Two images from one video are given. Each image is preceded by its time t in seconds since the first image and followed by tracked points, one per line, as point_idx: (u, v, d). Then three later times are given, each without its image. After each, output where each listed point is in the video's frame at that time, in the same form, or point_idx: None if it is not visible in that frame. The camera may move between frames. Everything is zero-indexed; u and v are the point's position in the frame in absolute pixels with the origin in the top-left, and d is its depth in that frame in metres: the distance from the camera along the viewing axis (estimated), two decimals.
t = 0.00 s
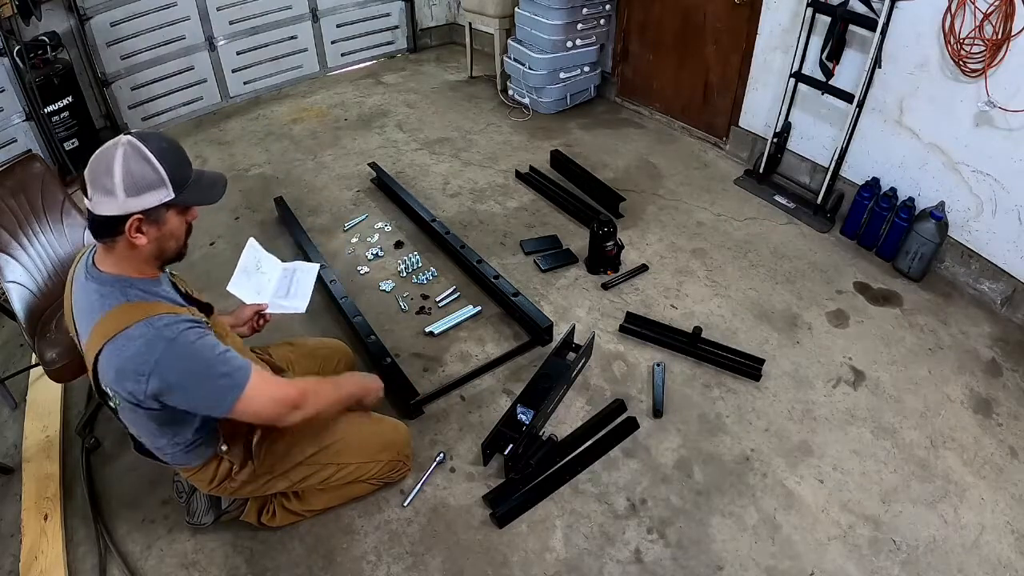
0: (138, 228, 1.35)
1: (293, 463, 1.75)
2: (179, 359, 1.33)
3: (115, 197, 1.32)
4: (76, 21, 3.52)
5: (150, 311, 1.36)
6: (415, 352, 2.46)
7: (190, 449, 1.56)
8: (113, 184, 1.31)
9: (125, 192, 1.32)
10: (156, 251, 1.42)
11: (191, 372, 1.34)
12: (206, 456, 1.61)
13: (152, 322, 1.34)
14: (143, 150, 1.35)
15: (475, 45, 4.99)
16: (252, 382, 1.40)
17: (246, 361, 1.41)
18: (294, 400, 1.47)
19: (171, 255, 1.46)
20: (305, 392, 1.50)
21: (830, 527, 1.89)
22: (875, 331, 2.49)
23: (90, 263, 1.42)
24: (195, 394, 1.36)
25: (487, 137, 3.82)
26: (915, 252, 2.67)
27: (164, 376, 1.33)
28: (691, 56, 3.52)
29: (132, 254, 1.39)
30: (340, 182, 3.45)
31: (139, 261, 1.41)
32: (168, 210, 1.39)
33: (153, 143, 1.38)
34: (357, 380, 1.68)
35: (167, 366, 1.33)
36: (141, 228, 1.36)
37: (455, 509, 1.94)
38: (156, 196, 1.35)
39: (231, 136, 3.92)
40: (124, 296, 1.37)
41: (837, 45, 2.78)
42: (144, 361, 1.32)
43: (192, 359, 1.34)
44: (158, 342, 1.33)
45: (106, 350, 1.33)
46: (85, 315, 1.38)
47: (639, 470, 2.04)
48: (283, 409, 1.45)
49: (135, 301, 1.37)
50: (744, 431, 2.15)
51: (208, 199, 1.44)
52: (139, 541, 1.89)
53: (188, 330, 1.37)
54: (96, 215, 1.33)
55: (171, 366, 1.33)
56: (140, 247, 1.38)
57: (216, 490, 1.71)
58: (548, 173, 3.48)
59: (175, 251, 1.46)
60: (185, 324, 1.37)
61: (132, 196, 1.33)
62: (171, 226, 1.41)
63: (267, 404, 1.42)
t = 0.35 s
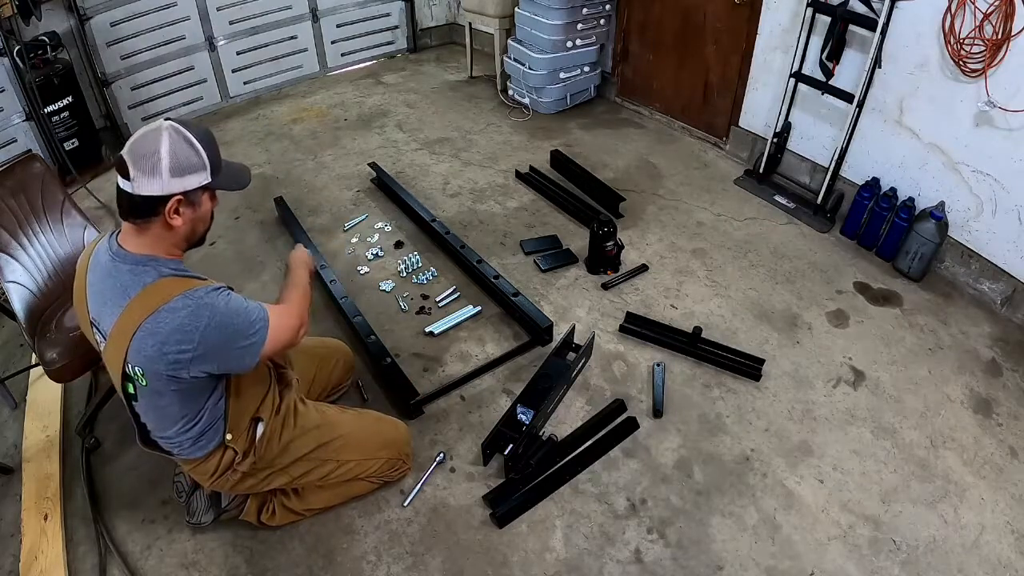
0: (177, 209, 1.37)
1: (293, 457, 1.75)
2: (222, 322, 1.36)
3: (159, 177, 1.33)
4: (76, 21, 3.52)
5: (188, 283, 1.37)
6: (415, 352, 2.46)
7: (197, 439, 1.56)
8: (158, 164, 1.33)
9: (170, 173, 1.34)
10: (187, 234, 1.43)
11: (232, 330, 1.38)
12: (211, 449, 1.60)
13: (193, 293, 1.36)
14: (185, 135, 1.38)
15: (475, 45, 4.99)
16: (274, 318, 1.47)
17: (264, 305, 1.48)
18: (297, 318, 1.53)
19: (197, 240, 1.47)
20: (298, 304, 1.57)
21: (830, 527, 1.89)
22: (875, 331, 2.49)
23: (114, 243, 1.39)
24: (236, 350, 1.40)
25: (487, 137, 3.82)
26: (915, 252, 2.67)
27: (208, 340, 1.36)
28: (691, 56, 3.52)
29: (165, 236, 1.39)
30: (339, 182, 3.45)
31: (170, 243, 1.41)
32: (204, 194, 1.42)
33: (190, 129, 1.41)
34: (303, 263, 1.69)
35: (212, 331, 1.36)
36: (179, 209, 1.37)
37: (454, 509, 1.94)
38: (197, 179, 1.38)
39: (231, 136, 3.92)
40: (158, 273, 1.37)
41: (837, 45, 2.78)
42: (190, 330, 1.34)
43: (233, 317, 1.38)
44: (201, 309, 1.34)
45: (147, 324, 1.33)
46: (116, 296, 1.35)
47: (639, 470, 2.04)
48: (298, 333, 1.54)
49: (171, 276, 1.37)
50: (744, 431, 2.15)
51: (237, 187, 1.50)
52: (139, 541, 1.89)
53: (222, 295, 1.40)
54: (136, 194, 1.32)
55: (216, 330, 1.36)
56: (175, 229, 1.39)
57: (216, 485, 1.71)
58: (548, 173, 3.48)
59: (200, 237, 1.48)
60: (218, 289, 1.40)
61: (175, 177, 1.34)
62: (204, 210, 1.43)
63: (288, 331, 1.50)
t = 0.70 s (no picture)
0: (174, 202, 1.37)
1: (293, 457, 1.75)
2: (188, 335, 1.32)
3: (156, 170, 1.33)
4: (76, 21, 3.52)
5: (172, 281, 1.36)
6: (415, 351, 2.46)
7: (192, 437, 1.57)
8: (154, 157, 1.33)
9: (167, 166, 1.34)
10: (184, 228, 1.44)
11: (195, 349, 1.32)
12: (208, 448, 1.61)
13: (172, 294, 1.34)
14: (184, 130, 1.39)
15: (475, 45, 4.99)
16: (248, 383, 1.38)
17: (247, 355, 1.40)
18: (277, 408, 1.44)
19: (195, 234, 1.48)
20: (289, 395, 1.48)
21: (830, 527, 1.89)
22: (875, 331, 2.49)
23: (115, 236, 1.42)
24: (193, 373, 1.33)
25: (487, 137, 3.82)
26: (915, 252, 2.67)
27: (171, 349, 1.32)
28: (691, 56, 3.52)
29: (162, 228, 1.40)
30: (340, 182, 3.45)
31: (167, 236, 1.42)
32: (201, 188, 1.42)
33: (190, 124, 1.41)
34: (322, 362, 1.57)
35: (177, 341, 1.32)
36: (176, 203, 1.38)
37: (454, 509, 1.94)
38: (193, 173, 1.38)
39: (231, 136, 3.92)
40: (146, 267, 1.37)
41: (837, 45, 2.78)
42: (157, 330, 1.31)
43: (201, 339, 1.33)
44: (173, 311, 1.32)
45: (122, 313, 1.32)
46: (106, 281, 1.36)
47: (639, 470, 2.04)
48: (272, 417, 1.44)
49: (157, 272, 1.37)
50: (744, 431, 2.15)
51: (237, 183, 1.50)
52: (139, 541, 1.89)
53: (204, 310, 1.37)
54: (134, 185, 1.33)
55: (181, 341, 1.32)
56: (172, 222, 1.40)
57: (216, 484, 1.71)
58: (548, 172, 3.48)
59: (199, 231, 1.48)
60: (202, 305, 1.37)
61: (172, 171, 1.35)
62: (202, 204, 1.44)
63: (257, 414, 1.41)
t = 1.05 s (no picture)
0: (150, 220, 1.34)
1: (293, 461, 1.75)
2: (154, 366, 1.30)
3: (128, 188, 1.30)
4: (76, 21, 3.52)
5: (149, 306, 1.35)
6: (415, 352, 2.46)
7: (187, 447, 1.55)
8: (127, 175, 1.30)
9: (139, 184, 1.30)
10: (166, 245, 1.41)
11: (161, 384, 1.30)
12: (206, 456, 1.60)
13: (147, 320, 1.32)
14: (160, 145, 1.35)
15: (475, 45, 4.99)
16: (211, 426, 1.37)
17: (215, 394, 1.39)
18: (234, 453, 1.44)
19: (181, 250, 1.45)
20: (248, 441, 1.46)
21: (830, 527, 1.89)
22: (875, 331, 2.49)
23: (101, 251, 1.42)
24: (156, 408, 1.31)
25: (487, 137, 3.82)
26: (915, 252, 2.67)
27: (137, 379, 1.30)
28: (691, 56, 3.52)
29: (142, 246, 1.38)
30: (340, 182, 3.45)
31: (149, 254, 1.39)
32: (180, 206, 1.38)
33: (170, 138, 1.37)
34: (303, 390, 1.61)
35: (143, 371, 1.30)
36: (153, 221, 1.34)
37: (454, 509, 1.94)
38: (169, 191, 1.34)
39: (231, 136, 3.92)
40: (127, 286, 1.36)
41: (837, 45, 2.78)
42: (125, 358, 1.30)
43: (169, 375, 1.31)
44: (145, 341, 1.30)
45: (96, 335, 1.31)
46: (88, 298, 1.37)
47: (639, 470, 2.04)
48: (227, 462, 1.43)
49: (135, 294, 1.35)
50: (744, 431, 2.15)
51: (223, 198, 1.44)
52: (139, 541, 1.89)
53: (179, 342, 1.34)
54: (110, 204, 1.31)
55: (146, 372, 1.30)
56: (151, 240, 1.37)
57: (216, 489, 1.71)
58: (548, 173, 3.48)
59: (185, 247, 1.45)
60: (177, 335, 1.35)
61: (144, 189, 1.31)
62: (182, 222, 1.40)
63: (210, 460, 1.41)
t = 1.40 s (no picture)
0: (124, 244, 1.31)
1: (294, 462, 1.75)
2: (155, 378, 1.32)
3: (96, 214, 1.28)
4: (76, 21, 3.52)
5: (135, 325, 1.34)
6: (415, 352, 2.46)
7: (187, 452, 1.56)
8: (95, 200, 1.28)
9: (107, 210, 1.28)
10: (147, 266, 1.38)
11: (166, 395, 1.33)
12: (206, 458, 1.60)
13: (135, 340, 1.33)
14: (128, 166, 1.31)
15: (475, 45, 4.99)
16: (228, 410, 1.41)
17: (222, 382, 1.42)
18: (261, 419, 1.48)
19: (163, 268, 1.42)
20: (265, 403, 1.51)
21: (830, 527, 1.89)
22: (875, 331, 2.49)
23: (83, 271, 1.40)
24: (169, 416, 1.35)
25: (487, 137, 3.82)
26: (915, 252, 2.67)
27: (141, 395, 1.32)
28: (691, 56, 3.52)
29: (123, 267, 1.36)
30: (340, 182, 3.45)
31: (130, 273, 1.37)
32: (153, 227, 1.34)
33: (138, 157, 1.33)
34: (285, 330, 1.70)
35: (144, 387, 1.32)
36: (127, 245, 1.32)
37: (454, 509, 1.95)
38: (140, 214, 1.31)
39: (231, 136, 3.92)
40: (111, 308, 1.35)
41: (837, 45, 2.78)
42: (123, 380, 1.31)
43: (170, 383, 1.33)
44: (137, 361, 1.32)
45: (88, 365, 1.32)
46: (75, 325, 1.37)
47: (639, 470, 2.04)
48: (256, 434, 1.47)
49: (121, 314, 1.35)
50: (744, 431, 2.15)
51: (198, 215, 1.41)
52: (139, 541, 1.89)
53: (170, 352, 1.35)
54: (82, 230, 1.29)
55: (148, 387, 1.32)
56: (128, 262, 1.35)
57: (216, 491, 1.71)
58: (548, 173, 3.48)
59: (166, 265, 1.42)
60: (167, 347, 1.35)
61: (114, 214, 1.28)
62: (158, 243, 1.37)
63: (241, 438, 1.46)
